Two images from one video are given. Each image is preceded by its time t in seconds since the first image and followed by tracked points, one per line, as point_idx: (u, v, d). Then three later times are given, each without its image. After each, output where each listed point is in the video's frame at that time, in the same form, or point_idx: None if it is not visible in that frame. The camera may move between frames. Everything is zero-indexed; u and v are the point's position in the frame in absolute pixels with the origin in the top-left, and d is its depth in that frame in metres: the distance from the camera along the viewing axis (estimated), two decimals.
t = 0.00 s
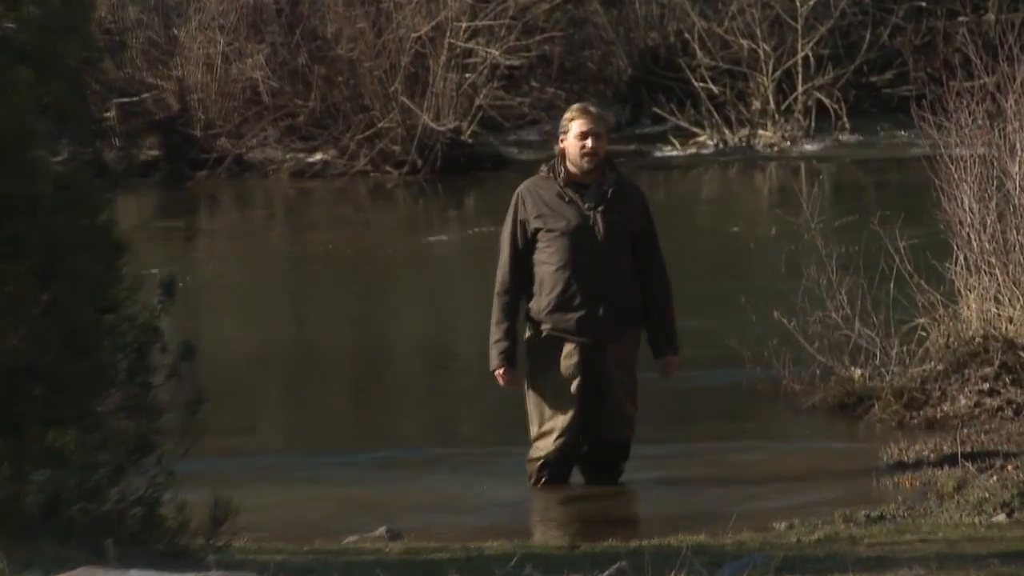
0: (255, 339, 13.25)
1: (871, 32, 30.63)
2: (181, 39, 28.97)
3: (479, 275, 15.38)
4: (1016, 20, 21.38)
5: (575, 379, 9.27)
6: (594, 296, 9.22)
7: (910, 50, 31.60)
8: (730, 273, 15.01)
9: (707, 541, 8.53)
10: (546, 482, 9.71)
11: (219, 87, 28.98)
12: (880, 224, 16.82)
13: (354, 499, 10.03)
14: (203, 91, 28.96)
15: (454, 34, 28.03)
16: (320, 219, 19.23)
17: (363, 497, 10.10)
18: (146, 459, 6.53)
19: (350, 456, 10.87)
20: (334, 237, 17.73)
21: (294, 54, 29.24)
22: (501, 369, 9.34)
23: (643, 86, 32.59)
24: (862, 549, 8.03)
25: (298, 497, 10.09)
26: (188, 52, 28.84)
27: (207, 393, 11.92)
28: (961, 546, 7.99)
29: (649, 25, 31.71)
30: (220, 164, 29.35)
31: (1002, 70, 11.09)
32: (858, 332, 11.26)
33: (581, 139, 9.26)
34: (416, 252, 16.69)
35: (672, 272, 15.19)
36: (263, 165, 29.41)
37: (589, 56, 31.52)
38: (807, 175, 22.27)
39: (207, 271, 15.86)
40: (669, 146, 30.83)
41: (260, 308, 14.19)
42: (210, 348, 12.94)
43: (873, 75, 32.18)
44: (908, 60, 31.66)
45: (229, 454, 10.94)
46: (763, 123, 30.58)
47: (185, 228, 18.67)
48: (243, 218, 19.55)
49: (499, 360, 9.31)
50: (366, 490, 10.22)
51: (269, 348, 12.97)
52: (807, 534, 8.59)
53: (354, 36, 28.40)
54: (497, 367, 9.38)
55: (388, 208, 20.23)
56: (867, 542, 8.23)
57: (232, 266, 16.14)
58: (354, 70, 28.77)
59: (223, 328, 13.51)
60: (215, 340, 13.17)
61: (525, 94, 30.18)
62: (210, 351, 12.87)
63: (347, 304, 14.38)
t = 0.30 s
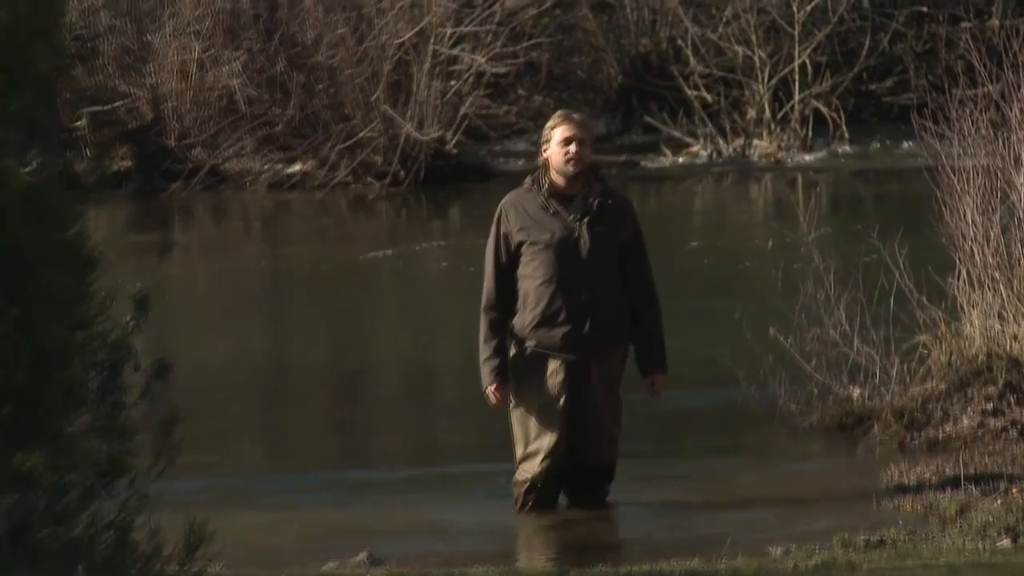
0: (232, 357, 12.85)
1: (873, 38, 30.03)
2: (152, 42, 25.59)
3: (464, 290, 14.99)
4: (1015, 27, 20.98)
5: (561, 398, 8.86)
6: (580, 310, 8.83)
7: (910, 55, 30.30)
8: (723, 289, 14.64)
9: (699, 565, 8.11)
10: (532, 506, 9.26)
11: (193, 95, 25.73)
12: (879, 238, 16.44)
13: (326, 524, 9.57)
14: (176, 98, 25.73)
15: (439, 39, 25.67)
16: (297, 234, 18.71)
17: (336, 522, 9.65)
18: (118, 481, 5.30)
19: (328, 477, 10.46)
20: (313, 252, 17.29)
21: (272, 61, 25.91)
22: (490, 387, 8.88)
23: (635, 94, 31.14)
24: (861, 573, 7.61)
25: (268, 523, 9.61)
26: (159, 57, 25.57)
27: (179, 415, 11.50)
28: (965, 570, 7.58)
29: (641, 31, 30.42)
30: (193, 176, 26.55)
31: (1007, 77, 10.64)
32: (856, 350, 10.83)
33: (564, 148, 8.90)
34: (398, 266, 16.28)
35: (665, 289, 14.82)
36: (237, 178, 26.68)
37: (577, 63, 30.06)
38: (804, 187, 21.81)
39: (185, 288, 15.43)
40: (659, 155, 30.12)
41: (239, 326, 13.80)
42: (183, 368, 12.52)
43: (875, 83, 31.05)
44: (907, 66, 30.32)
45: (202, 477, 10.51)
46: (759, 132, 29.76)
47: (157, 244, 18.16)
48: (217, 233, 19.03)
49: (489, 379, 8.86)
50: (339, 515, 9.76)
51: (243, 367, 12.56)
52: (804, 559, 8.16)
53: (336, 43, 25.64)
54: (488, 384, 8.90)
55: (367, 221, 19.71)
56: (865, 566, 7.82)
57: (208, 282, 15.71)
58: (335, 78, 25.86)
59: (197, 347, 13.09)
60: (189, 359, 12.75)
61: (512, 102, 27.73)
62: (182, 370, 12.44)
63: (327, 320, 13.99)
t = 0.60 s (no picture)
0: (203, 378, 12.35)
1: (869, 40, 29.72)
2: (122, 49, 25.76)
3: (447, 305, 14.50)
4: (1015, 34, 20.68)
5: (542, 418, 8.24)
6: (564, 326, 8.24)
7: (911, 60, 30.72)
8: (718, 304, 14.16)
9: None
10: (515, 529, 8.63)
11: (163, 103, 26.02)
12: (876, 250, 16.06)
13: (271, 549, 8.86)
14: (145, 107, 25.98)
15: (419, 45, 26.65)
16: (272, 247, 18.30)
17: (280, 547, 8.92)
18: (85, 505, 4.25)
19: (298, 500, 9.92)
20: (291, 266, 16.83)
21: (244, 66, 26.61)
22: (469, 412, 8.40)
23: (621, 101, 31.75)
24: None
25: (212, 547, 8.90)
26: (129, 65, 25.78)
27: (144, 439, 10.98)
28: None
29: (627, 37, 30.91)
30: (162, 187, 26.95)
31: (1010, 84, 10.24)
32: (854, 368, 10.38)
33: (546, 156, 8.34)
34: (379, 280, 15.79)
35: (658, 303, 14.38)
36: (208, 188, 27.42)
37: (561, 70, 30.80)
38: (798, 199, 21.51)
39: (158, 305, 14.94)
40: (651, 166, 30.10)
41: (211, 344, 13.30)
42: (150, 390, 12.00)
43: (871, 90, 31.59)
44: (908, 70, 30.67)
45: (165, 502, 9.97)
46: (751, 141, 29.84)
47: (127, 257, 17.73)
48: (190, 246, 18.61)
49: (468, 403, 8.34)
50: (286, 541, 9.04)
51: (214, 389, 12.05)
52: None
53: (310, 47, 26.40)
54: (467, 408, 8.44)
55: (346, 233, 19.33)
56: None
57: (182, 298, 15.21)
58: (309, 86, 26.67)
59: (167, 368, 12.57)
60: (157, 381, 12.23)
61: (493, 110, 29.21)
62: (150, 392, 11.93)
63: (304, 338, 13.49)
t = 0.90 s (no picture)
0: (180, 389, 11.94)
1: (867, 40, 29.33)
2: (92, 47, 25.46)
3: (433, 313, 14.12)
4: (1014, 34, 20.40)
5: (530, 429, 7.83)
6: (552, 334, 7.84)
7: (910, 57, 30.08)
8: (715, 311, 13.79)
9: None
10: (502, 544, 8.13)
11: (136, 102, 25.79)
12: (876, 255, 15.71)
13: (232, 563, 8.33)
14: (118, 106, 25.71)
15: (401, 42, 25.84)
16: (250, 252, 17.89)
17: (241, 563, 8.39)
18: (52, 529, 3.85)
19: (274, 511, 9.52)
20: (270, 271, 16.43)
21: (221, 65, 26.09)
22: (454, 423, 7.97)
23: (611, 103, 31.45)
24: None
25: (181, 560, 8.49)
26: (100, 63, 25.52)
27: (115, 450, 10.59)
28: None
29: (618, 33, 30.41)
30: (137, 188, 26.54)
31: (1014, 83, 9.91)
32: (853, 377, 9.97)
33: (535, 157, 7.93)
34: (362, 287, 15.42)
35: (651, 309, 14.00)
36: (182, 191, 26.81)
37: (550, 68, 29.63)
38: (796, 202, 21.19)
39: (136, 312, 14.52)
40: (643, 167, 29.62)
41: (191, 353, 12.89)
42: (123, 401, 11.62)
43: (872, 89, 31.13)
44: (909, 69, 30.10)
45: (134, 513, 9.57)
46: (747, 142, 29.33)
47: (101, 263, 17.32)
48: (166, 250, 18.19)
49: (451, 414, 7.93)
50: (250, 556, 8.52)
51: (189, 399, 11.66)
52: None
53: (289, 44, 25.85)
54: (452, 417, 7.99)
55: (326, 238, 18.91)
56: None
57: (159, 305, 14.82)
58: (288, 84, 26.07)
59: (141, 377, 12.19)
60: (131, 391, 11.84)
61: (479, 109, 27.82)
62: (123, 403, 11.54)
63: (286, 347, 13.09)
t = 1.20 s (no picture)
0: (161, 392, 11.51)
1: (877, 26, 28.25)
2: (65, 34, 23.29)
3: (425, 314, 13.72)
4: None
5: (524, 433, 7.39)
6: (547, 334, 7.38)
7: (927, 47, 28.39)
8: (718, 311, 13.38)
9: None
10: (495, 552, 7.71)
11: (113, 92, 23.91)
12: (885, 252, 15.30)
13: (209, 571, 7.93)
14: (94, 96, 23.75)
15: (388, 29, 24.10)
16: (234, 250, 17.42)
17: (217, 572, 8.00)
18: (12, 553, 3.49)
19: (257, 519, 9.12)
20: (255, 270, 15.97)
21: (202, 52, 24.43)
22: (445, 425, 7.52)
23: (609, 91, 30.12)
24: None
25: (157, 569, 8.09)
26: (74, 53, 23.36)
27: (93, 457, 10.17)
28: None
29: (618, 20, 29.34)
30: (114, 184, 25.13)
31: None
32: (862, 379, 9.54)
33: (528, 152, 7.46)
34: (351, 287, 15.00)
35: (651, 309, 13.58)
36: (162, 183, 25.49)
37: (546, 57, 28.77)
38: (803, 195, 20.77)
39: (118, 313, 14.07)
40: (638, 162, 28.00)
41: (174, 356, 12.45)
42: (102, 405, 11.20)
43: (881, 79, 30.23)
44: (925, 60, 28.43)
45: (112, 521, 9.16)
46: (752, 133, 27.66)
47: (78, 262, 16.84)
48: (145, 248, 17.72)
49: (442, 415, 7.48)
50: (225, 565, 8.10)
51: (170, 403, 11.26)
52: None
53: (273, 33, 24.20)
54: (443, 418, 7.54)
55: (311, 235, 18.42)
56: None
57: (142, 306, 14.39)
58: (273, 75, 24.53)
59: (120, 381, 11.78)
60: (110, 395, 11.43)
61: (472, 100, 26.45)
62: (101, 407, 11.13)
63: (272, 348, 12.68)
